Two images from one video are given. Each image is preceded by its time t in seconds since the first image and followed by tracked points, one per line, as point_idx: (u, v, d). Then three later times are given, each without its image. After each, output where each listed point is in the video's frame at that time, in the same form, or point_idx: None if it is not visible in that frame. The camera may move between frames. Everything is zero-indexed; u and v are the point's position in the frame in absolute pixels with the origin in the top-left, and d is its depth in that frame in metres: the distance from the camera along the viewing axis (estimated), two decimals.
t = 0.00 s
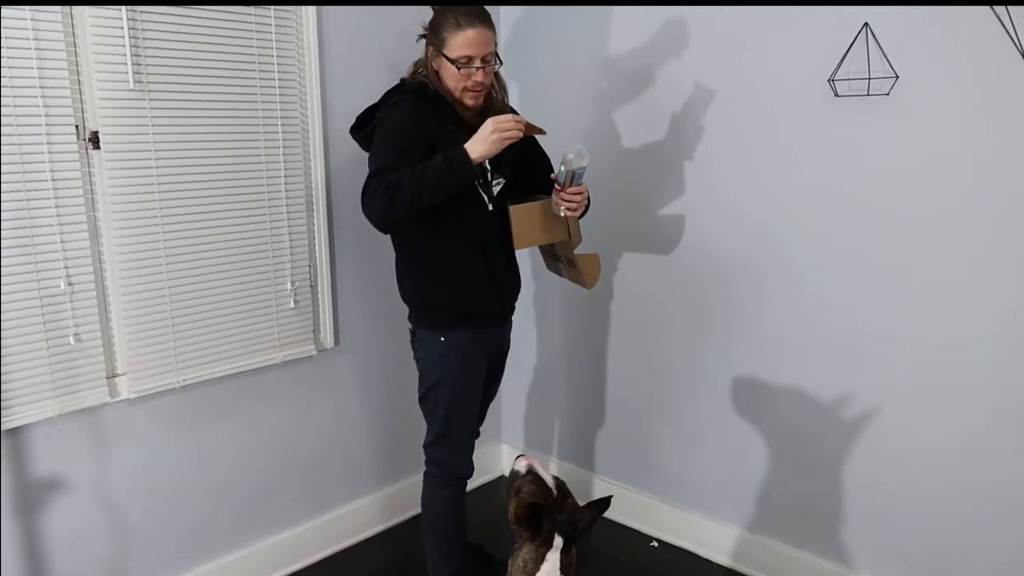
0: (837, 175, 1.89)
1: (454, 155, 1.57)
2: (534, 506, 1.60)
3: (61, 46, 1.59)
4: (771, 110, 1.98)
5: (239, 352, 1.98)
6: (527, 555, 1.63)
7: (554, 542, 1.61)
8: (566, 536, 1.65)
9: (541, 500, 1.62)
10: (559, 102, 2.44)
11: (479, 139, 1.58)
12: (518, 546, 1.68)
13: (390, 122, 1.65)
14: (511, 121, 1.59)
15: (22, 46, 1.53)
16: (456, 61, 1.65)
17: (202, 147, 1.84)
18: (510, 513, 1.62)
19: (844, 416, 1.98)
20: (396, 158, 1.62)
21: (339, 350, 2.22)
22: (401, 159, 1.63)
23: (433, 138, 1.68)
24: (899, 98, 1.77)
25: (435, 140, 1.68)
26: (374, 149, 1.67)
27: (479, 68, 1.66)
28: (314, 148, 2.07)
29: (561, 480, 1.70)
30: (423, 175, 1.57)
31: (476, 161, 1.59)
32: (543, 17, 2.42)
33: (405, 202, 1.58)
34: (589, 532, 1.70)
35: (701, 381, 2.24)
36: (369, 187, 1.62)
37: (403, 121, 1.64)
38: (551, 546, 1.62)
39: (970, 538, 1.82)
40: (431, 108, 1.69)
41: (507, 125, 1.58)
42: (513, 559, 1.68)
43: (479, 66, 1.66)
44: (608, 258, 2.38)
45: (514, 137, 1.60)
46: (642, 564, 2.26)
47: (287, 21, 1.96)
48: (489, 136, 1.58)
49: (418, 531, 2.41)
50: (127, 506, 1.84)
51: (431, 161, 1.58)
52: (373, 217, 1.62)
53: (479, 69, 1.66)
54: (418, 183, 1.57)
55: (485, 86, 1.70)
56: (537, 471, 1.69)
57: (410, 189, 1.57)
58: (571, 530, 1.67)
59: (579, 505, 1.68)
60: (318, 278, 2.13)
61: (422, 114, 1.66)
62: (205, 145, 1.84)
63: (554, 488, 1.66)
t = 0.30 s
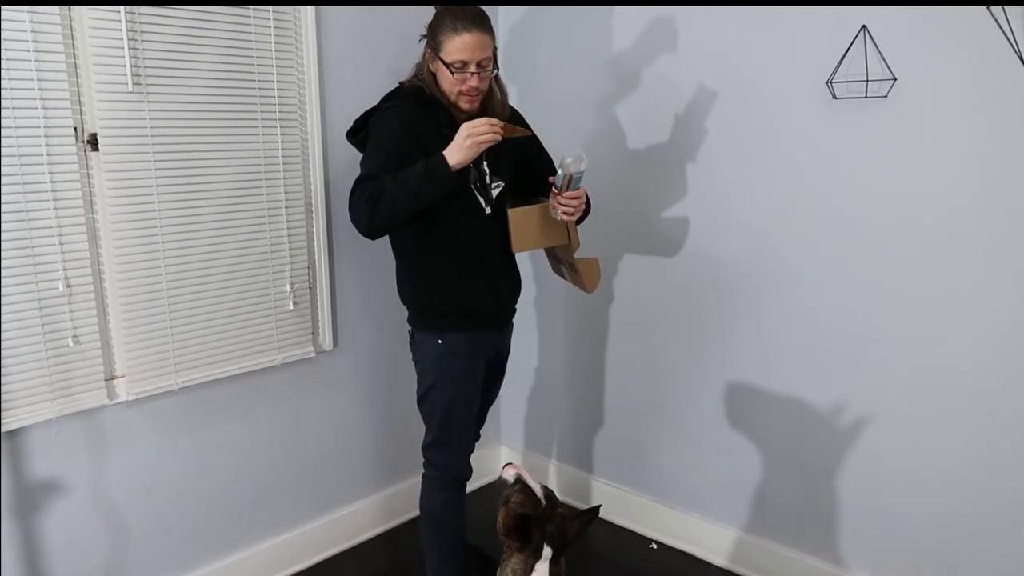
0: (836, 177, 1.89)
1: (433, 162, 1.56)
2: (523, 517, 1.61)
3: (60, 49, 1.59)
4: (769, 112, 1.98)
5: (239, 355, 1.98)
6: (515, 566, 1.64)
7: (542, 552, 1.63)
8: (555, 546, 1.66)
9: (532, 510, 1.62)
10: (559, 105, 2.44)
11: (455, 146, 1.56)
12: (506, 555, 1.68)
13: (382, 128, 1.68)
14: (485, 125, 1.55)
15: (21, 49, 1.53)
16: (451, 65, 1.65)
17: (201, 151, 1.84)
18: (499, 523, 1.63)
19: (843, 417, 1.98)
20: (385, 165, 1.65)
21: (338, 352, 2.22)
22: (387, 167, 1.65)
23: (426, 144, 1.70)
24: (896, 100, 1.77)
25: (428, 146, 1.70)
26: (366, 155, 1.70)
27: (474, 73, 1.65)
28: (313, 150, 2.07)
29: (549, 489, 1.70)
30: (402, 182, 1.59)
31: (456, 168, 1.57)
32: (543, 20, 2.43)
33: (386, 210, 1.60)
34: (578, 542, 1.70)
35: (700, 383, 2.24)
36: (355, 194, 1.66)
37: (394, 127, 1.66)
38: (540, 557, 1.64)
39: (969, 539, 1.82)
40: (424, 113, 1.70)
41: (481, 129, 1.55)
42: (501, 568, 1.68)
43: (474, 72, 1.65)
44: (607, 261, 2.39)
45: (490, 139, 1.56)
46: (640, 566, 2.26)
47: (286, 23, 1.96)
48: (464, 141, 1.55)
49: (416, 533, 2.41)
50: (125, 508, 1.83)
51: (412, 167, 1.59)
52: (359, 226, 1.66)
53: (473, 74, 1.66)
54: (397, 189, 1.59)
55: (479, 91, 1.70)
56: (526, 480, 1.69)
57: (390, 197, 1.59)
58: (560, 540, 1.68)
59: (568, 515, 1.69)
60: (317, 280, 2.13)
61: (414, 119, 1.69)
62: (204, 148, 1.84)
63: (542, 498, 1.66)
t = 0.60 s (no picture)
0: (836, 177, 1.89)
1: (424, 161, 1.58)
2: (525, 519, 1.60)
3: (60, 50, 1.59)
4: (769, 113, 1.98)
5: (239, 356, 1.98)
6: (518, 567, 1.63)
7: (544, 555, 1.63)
8: (557, 547, 1.66)
9: (533, 512, 1.62)
10: (559, 106, 2.45)
11: (443, 144, 1.58)
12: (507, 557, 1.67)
13: (377, 132, 1.68)
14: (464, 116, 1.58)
15: (21, 50, 1.54)
16: (455, 64, 1.65)
17: (201, 152, 1.84)
18: (500, 524, 1.62)
19: (844, 418, 1.98)
20: (379, 170, 1.65)
21: (338, 353, 2.22)
22: (380, 172, 1.65)
23: (419, 147, 1.70)
24: (896, 101, 1.77)
25: (423, 149, 1.71)
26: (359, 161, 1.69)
27: (479, 72, 1.65)
28: (313, 151, 2.07)
29: (550, 490, 1.70)
30: (397, 186, 1.59)
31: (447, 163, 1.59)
32: (544, 22, 2.43)
33: (383, 215, 1.60)
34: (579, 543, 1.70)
35: (700, 384, 2.24)
36: (352, 202, 1.65)
37: (389, 131, 1.67)
38: (543, 559, 1.63)
39: (970, 540, 1.82)
40: (418, 117, 1.71)
41: (465, 122, 1.57)
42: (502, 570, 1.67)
43: (480, 71, 1.65)
44: (607, 262, 2.39)
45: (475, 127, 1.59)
46: (641, 568, 2.26)
47: (287, 25, 1.96)
48: (452, 135, 1.57)
49: (416, 534, 2.41)
50: (125, 509, 1.83)
51: (405, 170, 1.60)
52: (358, 233, 1.65)
53: (478, 74, 1.66)
54: (393, 192, 1.59)
55: (484, 92, 1.69)
56: (526, 481, 1.69)
57: (386, 201, 1.59)
58: (562, 541, 1.67)
59: (569, 516, 1.69)
60: (317, 282, 2.13)
61: (409, 122, 1.69)
62: (204, 149, 1.85)
63: (543, 500, 1.66)
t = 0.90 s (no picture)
0: (837, 177, 1.89)
1: (430, 154, 1.58)
2: (528, 519, 1.61)
3: (62, 51, 1.59)
4: (770, 114, 1.99)
5: (240, 357, 1.98)
6: (522, 567, 1.65)
7: (548, 555, 1.64)
8: (561, 547, 1.66)
9: (536, 514, 1.63)
10: (560, 107, 2.45)
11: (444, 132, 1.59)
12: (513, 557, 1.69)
13: (376, 137, 1.68)
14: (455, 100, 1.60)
15: (23, 50, 1.54)
16: (458, 70, 1.65)
17: (203, 153, 1.84)
18: (505, 526, 1.64)
19: (845, 419, 1.98)
20: (384, 176, 1.65)
21: (339, 354, 2.22)
22: (384, 177, 1.65)
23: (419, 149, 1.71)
24: (896, 101, 1.78)
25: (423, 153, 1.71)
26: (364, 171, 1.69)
27: (482, 79, 1.66)
28: (314, 152, 2.07)
29: (554, 491, 1.71)
30: (408, 186, 1.58)
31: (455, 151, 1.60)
32: (547, 24, 2.43)
33: (399, 215, 1.59)
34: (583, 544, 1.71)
35: (701, 385, 2.24)
36: (367, 207, 1.64)
37: (388, 136, 1.67)
38: (546, 559, 1.64)
39: (972, 541, 1.82)
40: (415, 119, 1.72)
41: (456, 106, 1.58)
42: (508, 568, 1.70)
43: (483, 78, 1.66)
44: (608, 263, 2.39)
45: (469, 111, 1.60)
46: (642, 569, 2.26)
47: (288, 26, 1.97)
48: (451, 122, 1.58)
49: (418, 535, 2.41)
50: (126, 510, 1.83)
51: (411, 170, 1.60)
52: (379, 235, 1.63)
53: (481, 80, 1.66)
54: (405, 193, 1.58)
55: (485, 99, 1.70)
56: (530, 482, 1.71)
57: (402, 202, 1.59)
58: (566, 541, 1.68)
59: (571, 517, 1.69)
60: (318, 282, 2.13)
61: (405, 126, 1.70)
62: (206, 150, 1.85)
63: (547, 500, 1.67)
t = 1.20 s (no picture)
0: (839, 178, 1.90)
1: (421, 200, 1.57)
2: (529, 517, 1.62)
3: (67, 51, 1.59)
4: (773, 115, 1.99)
5: (244, 357, 1.98)
6: (523, 565, 1.66)
7: (549, 552, 1.64)
8: (561, 545, 1.66)
9: (537, 510, 1.65)
10: (562, 107, 2.45)
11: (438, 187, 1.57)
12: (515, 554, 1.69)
13: (379, 143, 1.69)
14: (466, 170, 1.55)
15: (28, 51, 1.54)
16: (461, 71, 1.65)
17: (207, 154, 1.85)
18: (506, 524, 1.65)
19: (847, 420, 1.98)
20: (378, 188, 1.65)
21: (342, 354, 2.23)
22: (378, 190, 1.65)
23: (421, 156, 1.71)
24: (898, 102, 1.78)
25: (425, 156, 1.72)
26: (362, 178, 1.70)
27: (484, 80, 1.66)
28: (318, 152, 2.07)
29: (556, 488, 1.71)
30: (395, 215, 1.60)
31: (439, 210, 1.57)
32: (549, 25, 2.44)
33: (384, 241, 1.62)
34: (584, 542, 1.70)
35: (703, 385, 2.24)
36: (356, 219, 1.67)
37: (389, 140, 1.67)
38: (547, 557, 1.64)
39: (974, 542, 1.82)
40: (418, 123, 1.72)
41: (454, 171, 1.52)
42: (509, 566, 1.70)
43: (484, 78, 1.66)
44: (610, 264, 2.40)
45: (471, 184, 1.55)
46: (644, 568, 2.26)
47: (292, 26, 1.97)
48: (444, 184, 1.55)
49: (420, 535, 2.41)
50: (129, 509, 1.84)
51: (404, 201, 1.60)
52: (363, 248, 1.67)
53: (484, 81, 1.66)
54: (392, 220, 1.60)
55: (487, 99, 1.70)
56: (530, 479, 1.72)
57: (387, 230, 1.61)
58: (566, 539, 1.67)
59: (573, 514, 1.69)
60: (321, 282, 2.14)
61: (409, 131, 1.70)
62: (210, 150, 1.85)
63: (548, 497, 1.68)
